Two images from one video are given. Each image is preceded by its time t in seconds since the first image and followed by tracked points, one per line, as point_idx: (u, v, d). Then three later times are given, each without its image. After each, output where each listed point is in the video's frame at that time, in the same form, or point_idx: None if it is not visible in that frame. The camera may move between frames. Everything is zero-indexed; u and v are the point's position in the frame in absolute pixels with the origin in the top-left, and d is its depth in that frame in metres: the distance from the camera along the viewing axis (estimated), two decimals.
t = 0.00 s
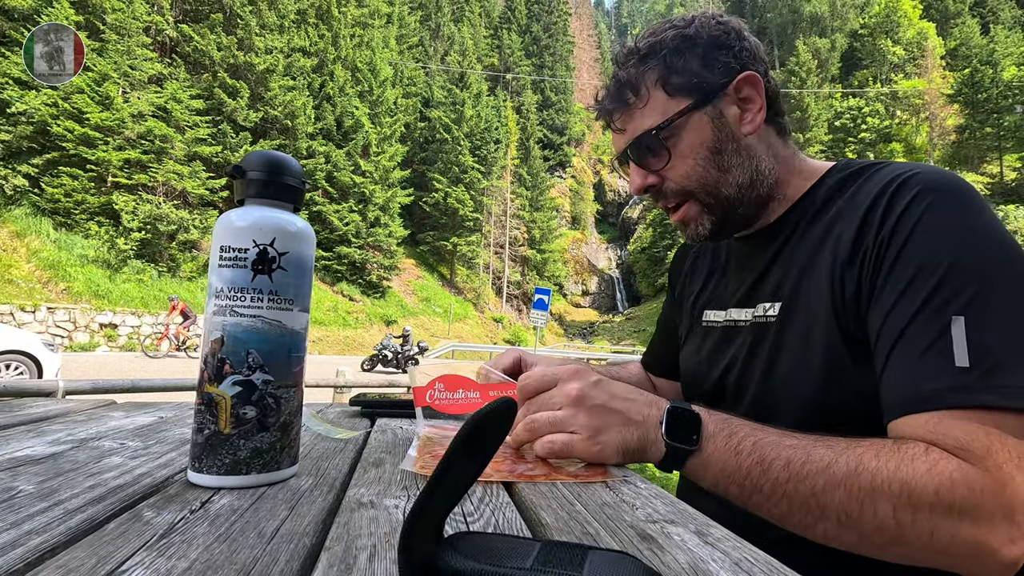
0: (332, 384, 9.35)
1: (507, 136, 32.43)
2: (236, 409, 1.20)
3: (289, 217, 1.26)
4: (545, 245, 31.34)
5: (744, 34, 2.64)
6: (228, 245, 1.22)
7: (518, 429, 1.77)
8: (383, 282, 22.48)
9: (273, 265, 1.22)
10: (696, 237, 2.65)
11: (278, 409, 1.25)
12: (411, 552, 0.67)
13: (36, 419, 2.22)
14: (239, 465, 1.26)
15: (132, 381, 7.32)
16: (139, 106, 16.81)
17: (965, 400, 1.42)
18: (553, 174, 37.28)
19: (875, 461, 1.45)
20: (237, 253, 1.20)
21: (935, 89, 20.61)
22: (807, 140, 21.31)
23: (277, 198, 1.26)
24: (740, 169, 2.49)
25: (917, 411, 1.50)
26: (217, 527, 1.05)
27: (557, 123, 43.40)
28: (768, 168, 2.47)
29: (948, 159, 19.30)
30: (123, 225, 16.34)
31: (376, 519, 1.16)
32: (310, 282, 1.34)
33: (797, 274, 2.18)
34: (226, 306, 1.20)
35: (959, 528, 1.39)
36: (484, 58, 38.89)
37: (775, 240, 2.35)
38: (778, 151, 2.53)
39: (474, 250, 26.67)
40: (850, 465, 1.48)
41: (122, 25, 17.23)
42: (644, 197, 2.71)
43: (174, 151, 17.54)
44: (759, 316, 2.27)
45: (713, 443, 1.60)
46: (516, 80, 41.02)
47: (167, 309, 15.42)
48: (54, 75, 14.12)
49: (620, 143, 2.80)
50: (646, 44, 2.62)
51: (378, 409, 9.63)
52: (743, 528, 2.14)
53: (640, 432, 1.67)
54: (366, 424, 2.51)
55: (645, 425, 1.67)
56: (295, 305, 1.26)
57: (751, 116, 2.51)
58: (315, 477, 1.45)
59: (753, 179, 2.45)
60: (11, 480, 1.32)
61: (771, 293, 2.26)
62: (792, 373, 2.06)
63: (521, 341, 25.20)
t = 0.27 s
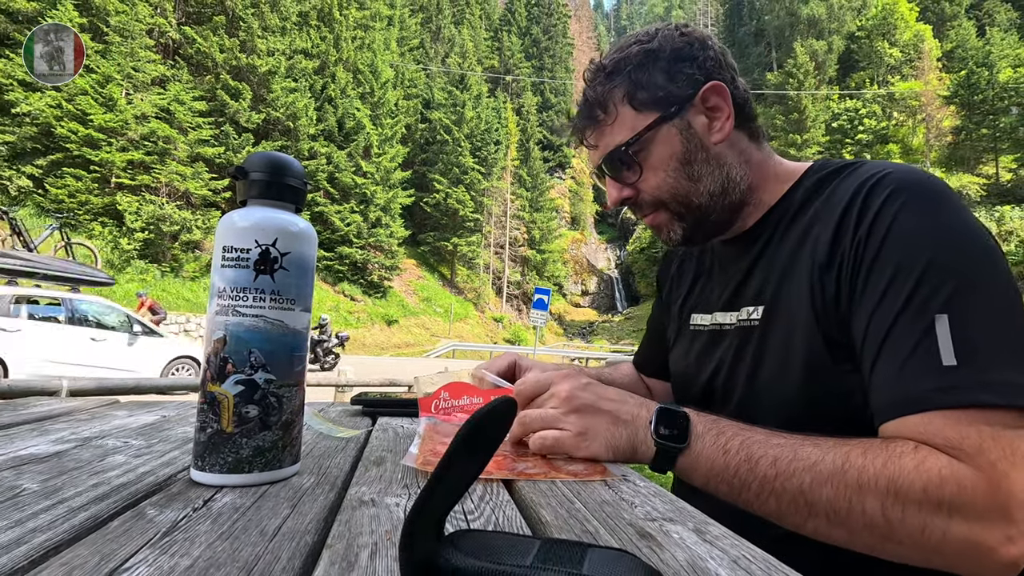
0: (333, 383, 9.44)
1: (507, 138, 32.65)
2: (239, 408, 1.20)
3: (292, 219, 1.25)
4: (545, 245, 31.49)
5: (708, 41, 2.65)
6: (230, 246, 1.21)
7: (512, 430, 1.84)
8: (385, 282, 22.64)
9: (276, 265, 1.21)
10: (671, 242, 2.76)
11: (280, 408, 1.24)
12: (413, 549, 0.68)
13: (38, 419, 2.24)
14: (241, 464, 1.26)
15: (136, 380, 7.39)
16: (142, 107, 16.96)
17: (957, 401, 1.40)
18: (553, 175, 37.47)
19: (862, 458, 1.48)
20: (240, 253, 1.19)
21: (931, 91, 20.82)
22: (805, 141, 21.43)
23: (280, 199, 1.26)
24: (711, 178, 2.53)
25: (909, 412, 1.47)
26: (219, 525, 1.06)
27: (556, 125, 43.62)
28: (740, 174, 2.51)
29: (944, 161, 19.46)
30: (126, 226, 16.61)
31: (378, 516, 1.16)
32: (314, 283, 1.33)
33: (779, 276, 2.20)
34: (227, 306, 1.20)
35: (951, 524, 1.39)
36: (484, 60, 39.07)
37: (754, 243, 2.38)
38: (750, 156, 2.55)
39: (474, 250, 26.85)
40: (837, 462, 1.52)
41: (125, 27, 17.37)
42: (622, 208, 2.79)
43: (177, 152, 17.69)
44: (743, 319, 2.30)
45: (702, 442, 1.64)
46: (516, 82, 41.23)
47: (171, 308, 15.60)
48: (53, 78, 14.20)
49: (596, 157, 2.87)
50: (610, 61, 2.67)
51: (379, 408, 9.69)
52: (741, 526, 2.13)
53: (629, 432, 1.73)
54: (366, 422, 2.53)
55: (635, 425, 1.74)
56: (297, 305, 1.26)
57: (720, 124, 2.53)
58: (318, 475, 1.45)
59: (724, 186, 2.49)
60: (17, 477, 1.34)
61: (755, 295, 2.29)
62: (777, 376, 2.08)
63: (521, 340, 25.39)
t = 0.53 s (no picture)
0: (335, 382, 9.57)
1: (507, 139, 32.83)
2: (241, 407, 1.24)
3: (292, 219, 1.30)
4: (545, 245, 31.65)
5: (690, 47, 2.75)
6: (232, 246, 1.25)
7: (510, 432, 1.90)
8: (386, 282, 22.80)
9: (277, 264, 1.26)
10: (658, 245, 2.91)
11: (281, 407, 1.29)
12: (413, 547, 0.74)
13: (43, 415, 2.28)
14: (244, 461, 1.31)
15: (142, 379, 7.52)
16: (145, 109, 17.11)
17: (956, 399, 1.48)
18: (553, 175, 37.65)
19: (861, 456, 1.58)
20: (241, 253, 1.24)
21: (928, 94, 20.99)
22: (803, 143, 21.62)
23: (282, 199, 1.30)
24: (697, 183, 2.66)
25: (898, 415, 1.58)
26: (222, 523, 1.11)
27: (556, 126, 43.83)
28: (725, 178, 2.64)
29: (941, 163, 19.60)
30: (129, 226, 16.77)
31: (378, 513, 1.22)
32: (314, 282, 1.39)
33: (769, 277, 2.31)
34: (230, 305, 1.25)
35: (952, 521, 1.47)
36: (484, 61, 39.28)
37: (742, 246, 2.51)
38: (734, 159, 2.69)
39: (474, 250, 27.04)
40: (836, 458, 1.63)
41: (129, 29, 17.53)
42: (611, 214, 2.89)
43: (180, 154, 17.84)
44: (734, 321, 2.40)
45: (701, 440, 1.74)
46: (516, 83, 41.44)
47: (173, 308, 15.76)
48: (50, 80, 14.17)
49: (582, 165, 2.96)
50: (593, 70, 2.76)
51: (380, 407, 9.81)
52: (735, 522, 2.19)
53: (627, 432, 1.81)
54: (368, 422, 2.62)
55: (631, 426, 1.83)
56: (299, 305, 1.31)
57: (704, 129, 2.65)
58: (319, 473, 1.52)
59: (710, 190, 2.62)
60: (21, 476, 1.39)
61: (746, 296, 2.39)
62: (771, 376, 2.17)
63: (521, 340, 25.56)
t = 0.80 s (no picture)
0: (337, 382, 9.67)
1: (507, 140, 33.00)
2: (243, 406, 1.28)
3: (291, 219, 1.34)
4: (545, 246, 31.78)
5: (690, 48, 2.80)
6: (233, 247, 1.29)
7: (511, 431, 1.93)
8: (386, 283, 22.95)
9: (278, 263, 1.30)
10: (659, 245, 2.97)
11: (283, 407, 1.32)
12: (414, 544, 0.79)
13: (47, 415, 2.28)
14: (245, 460, 1.34)
15: (146, 379, 7.60)
16: (149, 110, 17.25)
17: (952, 398, 1.53)
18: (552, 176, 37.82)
19: (860, 453, 1.61)
20: (244, 253, 1.28)
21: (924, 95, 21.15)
22: (801, 144, 21.78)
23: (284, 200, 1.34)
24: (697, 184, 2.71)
25: (898, 414, 1.62)
26: (224, 521, 1.14)
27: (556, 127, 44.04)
28: (725, 179, 2.70)
29: (937, 164, 19.73)
30: (133, 227, 16.78)
31: (380, 512, 1.25)
32: (315, 282, 1.42)
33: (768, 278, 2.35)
34: (232, 305, 1.28)
35: (948, 520, 1.50)
36: (485, 63, 39.47)
37: (742, 247, 2.55)
38: (734, 161, 2.75)
39: (475, 251, 27.18)
40: (835, 456, 1.65)
41: (132, 31, 17.68)
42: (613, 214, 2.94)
43: (182, 155, 17.98)
44: (733, 321, 2.44)
45: (700, 438, 1.75)
46: (516, 85, 41.64)
47: (176, 308, 15.91)
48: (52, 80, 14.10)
49: (585, 165, 3.00)
50: (596, 71, 2.80)
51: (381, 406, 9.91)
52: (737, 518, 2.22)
53: (627, 430, 1.83)
54: (370, 421, 2.67)
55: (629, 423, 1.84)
56: (299, 305, 1.34)
57: (706, 130, 2.70)
58: (320, 472, 1.55)
59: (711, 192, 2.68)
60: (26, 474, 1.41)
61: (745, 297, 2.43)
62: (770, 377, 2.22)
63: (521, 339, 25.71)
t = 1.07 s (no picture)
0: (338, 381, 9.73)
1: (507, 141, 33.18)
2: (246, 404, 1.28)
3: (296, 220, 1.34)
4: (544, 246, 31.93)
5: (712, 42, 2.61)
6: (237, 247, 1.29)
7: (511, 430, 1.85)
8: (387, 283, 23.11)
9: (282, 264, 1.29)
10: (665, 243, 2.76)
11: (286, 406, 1.32)
12: (415, 542, 0.74)
13: (51, 415, 2.27)
14: (248, 459, 1.33)
15: (148, 377, 7.67)
16: (152, 112, 17.40)
17: (954, 399, 1.45)
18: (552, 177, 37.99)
19: (859, 451, 1.52)
20: (247, 254, 1.28)
21: (920, 98, 21.33)
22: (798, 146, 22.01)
23: (286, 202, 1.34)
24: (709, 181, 2.53)
25: (898, 413, 1.54)
26: (227, 519, 1.13)
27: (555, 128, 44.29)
28: (736, 179, 2.53)
29: (933, 165, 19.89)
30: (136, 227, 16.88)
31: (381, 510, 1.22)
32: (318, 282, 1.42)
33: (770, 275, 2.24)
34: (234, 304, 1.27)
35: (945, 518, 1.41)
36: (485, 65, 39.70)
37: (745, 245, 2.42)
38: (746, 160, 2.59)
39: (475, 251, 27.36)
40: (835, 453, 1.56)
41: (135, 33, 17.87)
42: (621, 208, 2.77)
43: (185, 156, 18.12)
44: (737, 319, 2.30)
45: (702, 432, 1.67)
46: (516, 87, 41.89)
47: (179, 307, 16.05)
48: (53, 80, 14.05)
49: (594, 154, 2.85)
50: (614, 60, 2.60)
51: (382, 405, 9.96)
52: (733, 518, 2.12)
53: (627, 425, 1.75)
54: (370, 420, 2.63)
55: (630, 418, 1.76)
56: (303, 305, 1.34)
57: (721, 128, 2.53)
58: (322, 470, 1.53)
59: (722, 190, 2.50)
60: (30, 472, 1.40)
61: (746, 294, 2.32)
62: (770, 375, 2.09)
63: (521, 339, 25.89)
